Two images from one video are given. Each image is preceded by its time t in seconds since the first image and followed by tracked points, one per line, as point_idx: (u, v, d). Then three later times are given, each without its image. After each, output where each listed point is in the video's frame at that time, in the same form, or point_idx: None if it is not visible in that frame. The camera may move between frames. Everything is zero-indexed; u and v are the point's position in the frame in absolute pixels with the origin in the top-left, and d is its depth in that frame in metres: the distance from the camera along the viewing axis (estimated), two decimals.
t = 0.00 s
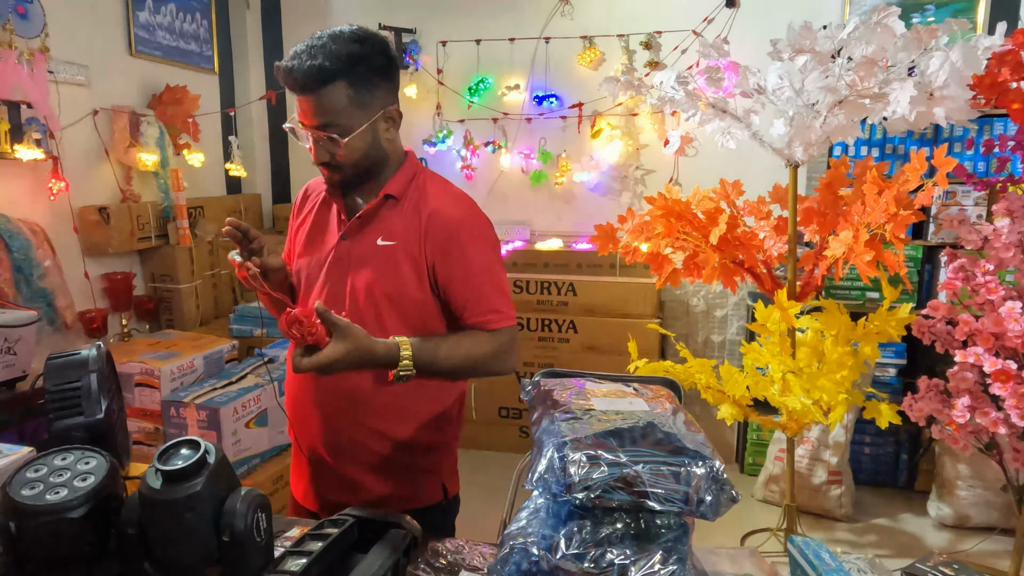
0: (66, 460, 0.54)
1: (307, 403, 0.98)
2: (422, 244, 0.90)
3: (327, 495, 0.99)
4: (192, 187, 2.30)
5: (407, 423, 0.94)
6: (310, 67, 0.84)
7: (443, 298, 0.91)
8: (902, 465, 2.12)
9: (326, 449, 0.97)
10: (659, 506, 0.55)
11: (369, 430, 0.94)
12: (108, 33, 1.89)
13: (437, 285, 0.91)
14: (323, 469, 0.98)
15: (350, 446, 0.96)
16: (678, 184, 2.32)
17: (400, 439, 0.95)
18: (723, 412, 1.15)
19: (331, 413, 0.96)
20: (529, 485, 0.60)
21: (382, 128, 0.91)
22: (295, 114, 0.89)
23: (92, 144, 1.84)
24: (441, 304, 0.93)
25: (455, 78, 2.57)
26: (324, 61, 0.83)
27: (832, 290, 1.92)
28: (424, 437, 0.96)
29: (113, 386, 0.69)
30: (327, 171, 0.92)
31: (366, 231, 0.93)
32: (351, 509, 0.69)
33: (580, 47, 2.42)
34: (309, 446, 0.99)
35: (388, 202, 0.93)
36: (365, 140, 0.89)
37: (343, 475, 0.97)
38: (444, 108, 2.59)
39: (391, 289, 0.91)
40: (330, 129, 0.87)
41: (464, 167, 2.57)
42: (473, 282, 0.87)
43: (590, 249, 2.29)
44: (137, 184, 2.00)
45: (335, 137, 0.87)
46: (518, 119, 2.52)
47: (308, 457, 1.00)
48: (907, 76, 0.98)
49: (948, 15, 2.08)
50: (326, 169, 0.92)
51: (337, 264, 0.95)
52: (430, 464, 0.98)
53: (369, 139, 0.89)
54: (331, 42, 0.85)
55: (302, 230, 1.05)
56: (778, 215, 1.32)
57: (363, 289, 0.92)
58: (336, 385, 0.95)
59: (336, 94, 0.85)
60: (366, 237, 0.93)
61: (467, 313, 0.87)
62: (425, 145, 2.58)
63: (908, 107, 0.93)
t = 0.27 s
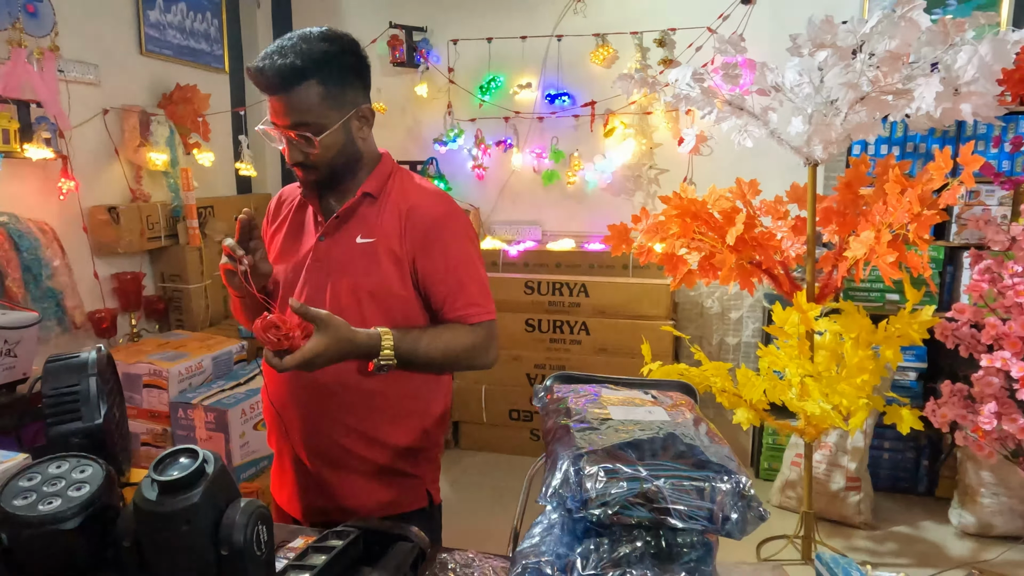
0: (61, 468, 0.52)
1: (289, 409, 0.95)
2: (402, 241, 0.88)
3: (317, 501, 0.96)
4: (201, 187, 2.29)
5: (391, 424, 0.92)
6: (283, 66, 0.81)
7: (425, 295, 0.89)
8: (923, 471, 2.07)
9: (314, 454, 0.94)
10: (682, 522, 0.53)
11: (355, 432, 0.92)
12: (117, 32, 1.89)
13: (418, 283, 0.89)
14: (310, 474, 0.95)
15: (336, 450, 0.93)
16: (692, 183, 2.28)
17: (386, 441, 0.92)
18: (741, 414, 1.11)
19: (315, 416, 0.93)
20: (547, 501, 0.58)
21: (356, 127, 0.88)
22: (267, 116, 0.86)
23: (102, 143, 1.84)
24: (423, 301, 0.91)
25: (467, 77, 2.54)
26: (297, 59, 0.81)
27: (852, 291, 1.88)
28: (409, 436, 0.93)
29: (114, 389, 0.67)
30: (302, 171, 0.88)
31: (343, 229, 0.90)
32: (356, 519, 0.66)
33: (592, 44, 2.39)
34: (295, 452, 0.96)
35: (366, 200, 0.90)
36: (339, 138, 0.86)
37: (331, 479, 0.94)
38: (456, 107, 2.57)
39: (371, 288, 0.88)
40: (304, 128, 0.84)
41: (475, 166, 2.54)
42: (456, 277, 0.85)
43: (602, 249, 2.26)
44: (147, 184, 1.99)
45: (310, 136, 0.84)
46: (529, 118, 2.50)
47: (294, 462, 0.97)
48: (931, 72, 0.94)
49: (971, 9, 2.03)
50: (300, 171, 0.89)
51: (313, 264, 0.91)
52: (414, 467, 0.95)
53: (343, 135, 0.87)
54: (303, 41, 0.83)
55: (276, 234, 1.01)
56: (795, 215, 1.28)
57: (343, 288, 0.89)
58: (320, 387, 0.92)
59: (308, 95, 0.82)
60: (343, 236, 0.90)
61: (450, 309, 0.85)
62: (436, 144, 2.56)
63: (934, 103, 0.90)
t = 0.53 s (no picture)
0: (55, 476, 0.51)
1: (285, 413, 0.92)
2: (392, 235, 0.85)
3: (323, 510, 0.93)
4: (211, 186, 2.28)
5: (392, 422, 0.90)
6: (262, 66, 0.78)
7: (418, 289, 0.87)
8: (944, 478, 2.02)
9: (314, 456, 0.91)
10: (704, 541, 0.53)
11: (356, 434, 0.89)
12: (127, 30, 1.88)
13: (411, 278, 0.87)
14: (309, 479, 0.93)
15: (336, 453, 0.90)
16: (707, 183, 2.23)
17: (385, 442, 0.90)
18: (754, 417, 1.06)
19: (313, 420, 0.90)
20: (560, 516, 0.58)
21: (339, 123, 0.85)
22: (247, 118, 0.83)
23: (112, 142, 1.83)
24: (416, 296, 0.88)
25: (478, 75, 2.52)
26: (277, 58, 0.78)
27: (871, 293, 1.84)
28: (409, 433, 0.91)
29: (113, 393, 0.65)
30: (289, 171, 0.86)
31: (331, 228, 0.87)
32: (360, 529, 0.64)
33: (606, 41, 2.36)
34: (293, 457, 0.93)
35: (353, 197, 0.87)
36: (324, 135, 0.83)
37: (331, 483, 0.91)
38: (467, 105, 2.55)
39: (363, 286, 0.86)
40: (289, 128, 0.81)
41: (486, 165, 2.51)
42: (449, 269, 0.83)
43: (615, 249, 2.23)
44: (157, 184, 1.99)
45: (295, 136, 0.81)
46: (541, 116, 2.47)
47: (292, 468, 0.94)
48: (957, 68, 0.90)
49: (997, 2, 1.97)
50: (285, 171, 0.86)
51: (302, 266, 0.88)
52: (416, 467, 0.94)
53: (329, 133, 0.84)
54: (279, 39, 0.80)
55: (260, 236, 0.97)
56: (814, 215, 1.24)
57: (335, 287, 0.86)
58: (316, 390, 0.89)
59: (291, 93, 0.79)
60: (331, 234, 0.87)
61: (446, 302, 0.83)
62: (446, 143, 2.53)
63: (961, 99, 0.86)
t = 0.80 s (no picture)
0: (49, 482, 0.50)
1: (285, 417, 0.90)
2: (388, 232, 0.84)
3: (332, 512, 0.91)
4: (218, 186, 2.28)
5: (395, 420, 0.89)
6: (243, 69, 0.76)
7: (417, 285, 0.86)
8: (959, 482, 1.99)
9: (316, 459, 0.90)
10: (714, 556, 0.52)
11: (361, 433, 0.88)
12: (134, 30, 1.88)
13: (410, 274, 0.86)
14: (314, 483, 0.91)
15: (341, 456, 0.89)
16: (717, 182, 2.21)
17: (390, 442, 0.88)
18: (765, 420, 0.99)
19: (315, 423, 0.89)
20: (566, 537, 0.57)
21: (326, 122, 0.84)
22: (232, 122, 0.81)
23: (119, 142, 1.83)
24: (416, 293, 0.87)
25: (486, 74, 2.51)
26: (257, 60, 0.76)
27: (884, 294, 1.82)
28: (414, 433, 0.90)
29: (112, 395, 0.64)
30: (278, 175, 0.84)
31: (326, 228, 0.86)
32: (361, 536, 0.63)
33: (615, 39, 2.34)
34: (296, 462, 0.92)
35: (345, 195, 0.86)
36: (311, 137, 0.82)
37: (337, 486, 0.90)
38: (475, 104, 2.53)
39: (363, 286, 0.85)
40: (277, 131, 0.79)
41: (494, 164, 2.50)
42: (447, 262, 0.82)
43: (624, 249, 2.20)
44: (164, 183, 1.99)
45: (284, 139, 0.80)
46: (550, 115, 2.45)
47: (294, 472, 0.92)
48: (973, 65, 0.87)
49: None
50: (274, 175, 0.84)
51: (300, 269, 0.87)
52: (422, 466, 0.92)
53: (318, 134, 0.83)
54: (257, 40, 0.78)
55: (251, 242, 0.95)
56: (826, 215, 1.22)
57: (335, 289, 0.85)
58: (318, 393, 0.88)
59: (276, 95, 0.78)
60: (326, 235, 0.86)
61: (446, 297, 0.82)
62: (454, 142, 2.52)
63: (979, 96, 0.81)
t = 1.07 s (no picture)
0: (47, 486, 0.49)
1: (291, 420, 0.90)
2: (394, 233, 0.83)
3: (338, 517, 0.90)
4: (224, 186, 2.28)
5: (402, 421, 0.88)
6: (246, 69, 0.75)
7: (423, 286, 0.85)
8: (970, 487, 1.96)
9: (322, 463, 0.89)
10: (723, 569, 0.51)
11: (367, 436, 0.87)
12: (141, 30, 1.88)
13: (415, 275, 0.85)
14: (320, 487, 0.90)
15: (348, 459, 0.88)
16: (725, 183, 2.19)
17: (396, 444, 0.88)
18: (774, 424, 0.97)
19: (321, 426, 0.88)
20: (571, 548, 0.56)
21: (330, 122, 0.83)
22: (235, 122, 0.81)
23: (125, 142, 1.84)
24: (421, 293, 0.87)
25: (493, 74, 2.50)
26: (260, 59, 0.75)
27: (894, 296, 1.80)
28: (421, 435, 0.89)
29: (113, 398, 0.64)
30: (282, 175, 0.84)
31: (331, 230, 0.85)
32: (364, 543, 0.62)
33: (622, 39, 2.33)
34: (302, 466, 0.91)
35: (350, 196, 0.85)
36: (316, 138, 0.81)
37: (344, 490, 0.89)
38: (481, 104, 2.52)
39: (370, 287, 0.84)
40: (280, 132, 0.79)
41: (500, 165, 2.49)
42: (454, 263, 0.82)
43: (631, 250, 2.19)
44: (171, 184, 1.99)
45: (288, 139, 0.79)
46: (556, 115, 2.44)
47: (301, 476, 0.91)
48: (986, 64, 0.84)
49: None
50: (277, 176, 0.84)
51: (304, 271, 0.86)
52: (429, 468, 0.91)
53: (322, 135, 0.82)
54: (260, 38, 0.77)
55: (253, 246, 0.94)
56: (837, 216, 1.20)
57: (341, 290, 0.84)
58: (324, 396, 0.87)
59: (278, 95, 0.77)
60: (331, 236, 0.85)
61: (452, 298, 0.81)
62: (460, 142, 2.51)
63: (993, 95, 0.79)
